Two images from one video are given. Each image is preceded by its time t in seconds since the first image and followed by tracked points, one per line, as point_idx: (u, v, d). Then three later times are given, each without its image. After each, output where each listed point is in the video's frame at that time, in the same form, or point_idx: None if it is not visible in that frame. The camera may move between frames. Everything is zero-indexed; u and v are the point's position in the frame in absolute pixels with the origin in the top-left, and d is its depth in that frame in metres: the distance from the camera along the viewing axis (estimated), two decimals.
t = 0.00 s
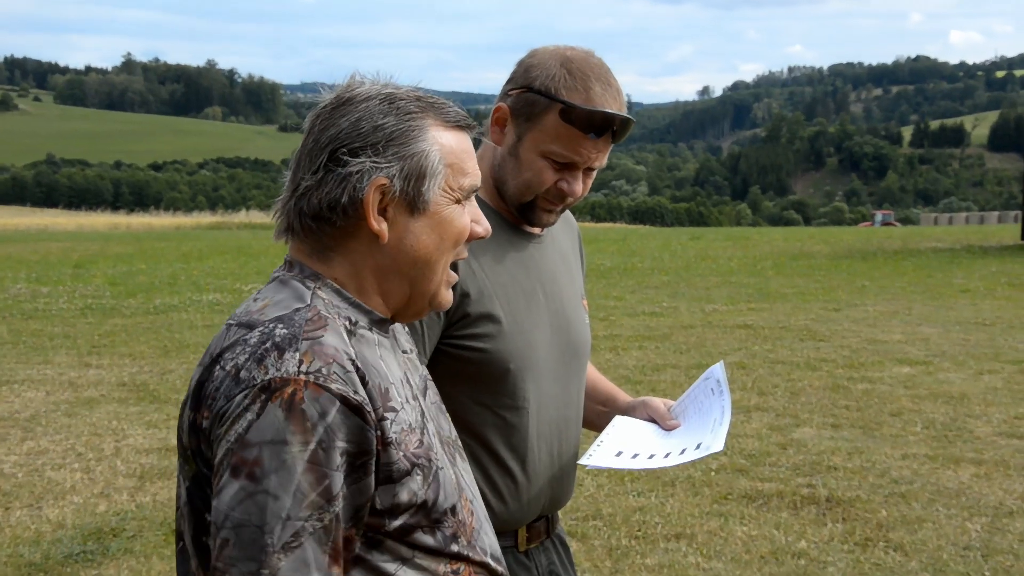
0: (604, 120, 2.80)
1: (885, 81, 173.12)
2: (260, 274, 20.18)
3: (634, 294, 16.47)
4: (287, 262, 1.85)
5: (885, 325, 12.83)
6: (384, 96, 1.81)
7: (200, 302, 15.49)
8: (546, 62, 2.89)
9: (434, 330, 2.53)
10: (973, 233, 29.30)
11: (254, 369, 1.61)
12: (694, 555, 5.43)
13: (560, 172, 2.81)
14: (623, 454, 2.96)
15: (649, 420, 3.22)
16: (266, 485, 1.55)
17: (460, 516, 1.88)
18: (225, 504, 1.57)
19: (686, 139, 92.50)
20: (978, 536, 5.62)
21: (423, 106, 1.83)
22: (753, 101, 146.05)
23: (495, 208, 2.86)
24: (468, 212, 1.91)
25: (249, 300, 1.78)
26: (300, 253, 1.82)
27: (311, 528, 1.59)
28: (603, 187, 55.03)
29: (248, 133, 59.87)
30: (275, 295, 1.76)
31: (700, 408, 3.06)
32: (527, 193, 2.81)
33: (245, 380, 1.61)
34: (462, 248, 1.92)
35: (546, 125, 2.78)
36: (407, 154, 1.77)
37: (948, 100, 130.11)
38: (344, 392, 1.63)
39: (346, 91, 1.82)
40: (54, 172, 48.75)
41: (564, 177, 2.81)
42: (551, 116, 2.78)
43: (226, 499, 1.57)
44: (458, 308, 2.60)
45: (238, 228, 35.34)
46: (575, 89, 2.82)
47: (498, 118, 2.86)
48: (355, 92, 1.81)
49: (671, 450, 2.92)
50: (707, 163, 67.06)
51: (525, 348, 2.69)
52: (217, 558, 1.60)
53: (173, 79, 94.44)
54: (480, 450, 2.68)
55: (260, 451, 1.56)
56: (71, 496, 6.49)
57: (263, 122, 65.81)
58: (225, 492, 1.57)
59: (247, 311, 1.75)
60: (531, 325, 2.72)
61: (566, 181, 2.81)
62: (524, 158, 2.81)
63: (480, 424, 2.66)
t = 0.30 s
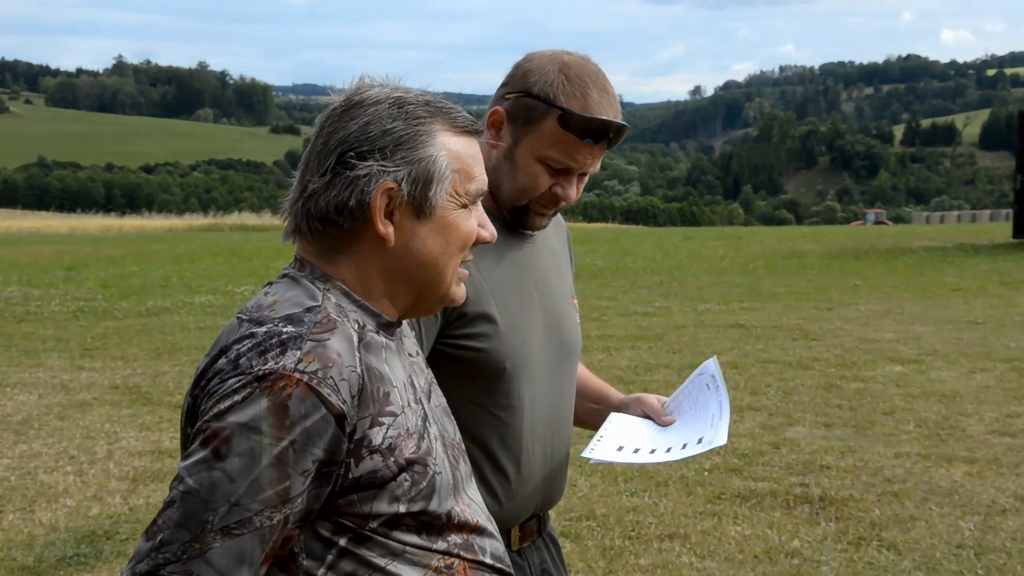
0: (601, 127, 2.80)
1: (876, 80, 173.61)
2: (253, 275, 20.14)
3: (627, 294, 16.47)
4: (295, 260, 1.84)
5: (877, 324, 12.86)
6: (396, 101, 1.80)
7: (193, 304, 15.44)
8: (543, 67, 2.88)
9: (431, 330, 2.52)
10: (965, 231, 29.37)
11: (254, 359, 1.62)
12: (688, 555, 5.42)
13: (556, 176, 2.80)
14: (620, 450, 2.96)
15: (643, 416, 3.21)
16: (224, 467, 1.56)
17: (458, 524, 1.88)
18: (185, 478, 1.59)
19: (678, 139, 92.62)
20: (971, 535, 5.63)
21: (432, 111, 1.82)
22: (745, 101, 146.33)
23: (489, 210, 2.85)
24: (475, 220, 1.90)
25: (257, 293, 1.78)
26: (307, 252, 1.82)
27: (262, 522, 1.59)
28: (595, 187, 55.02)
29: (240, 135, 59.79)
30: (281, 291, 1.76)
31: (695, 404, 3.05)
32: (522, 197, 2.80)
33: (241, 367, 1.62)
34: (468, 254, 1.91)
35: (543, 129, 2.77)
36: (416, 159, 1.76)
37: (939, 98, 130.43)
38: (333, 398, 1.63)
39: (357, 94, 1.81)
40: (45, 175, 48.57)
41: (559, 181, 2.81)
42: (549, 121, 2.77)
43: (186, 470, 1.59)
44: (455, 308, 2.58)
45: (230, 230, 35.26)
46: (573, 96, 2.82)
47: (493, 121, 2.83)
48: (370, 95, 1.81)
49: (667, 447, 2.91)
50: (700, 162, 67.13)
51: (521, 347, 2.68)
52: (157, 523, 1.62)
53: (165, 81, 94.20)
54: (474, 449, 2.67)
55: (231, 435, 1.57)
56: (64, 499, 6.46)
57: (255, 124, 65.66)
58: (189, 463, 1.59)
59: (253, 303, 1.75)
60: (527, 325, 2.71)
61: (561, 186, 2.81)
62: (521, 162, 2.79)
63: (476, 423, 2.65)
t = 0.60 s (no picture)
0: (607, 129, 2.80)
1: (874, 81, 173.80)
2: (251, 275, 20.13)
3: (625, 295, 16.48)
4: (291, 263, 1.84)
5: (875, 325, 12.87)
6: (400, 105, 1.80)
7: (191, 304, 15.43)
8: (549, 68, 2.88)
9: (434, 328, 2.51)
10: (963, 232, 29.39)
11: (230, 362, 1.63)
12: (685, 555, 5.42)
13: (559, 178, 2.81)
14: (620, 453, 2.96)
15: (641, 417, 3.21)
16: (191, 473, 1.57)
17: (441, 536, 1.87)
18: (154, 483, 1.60)
19: (677, 140, 92.69)
20: (969, 536, 5.63)
21: (436, 117, 1.82)
22: (745, 102, 146.44)
23: (491, 209, 2.84)
24: (474, 226, 1.90)
25: (247, 297, 1.79)
26: (304, 256, 1.82)
27: (228, 532, 1.60)
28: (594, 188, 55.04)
29: (239, 135, 59.80)
30: (272, 295, 1.76)
31: (694, 406, 3.06)
32: (526, 198, 2.80)
33: (217, 369, 1.63)
34: (467, 262, 1.90)
35: (548, 131, 2.76)
36: (418, 165, 1.76)
37: (938, 100, 130.61)
38: (306, 408, 1.62)
39: (360, 97, 1.81)
40: (44, 174, 48.50)
41: (563, 183, 2.81)
42: (555, 122, 2.77)
43: (156, 474, 1.60)
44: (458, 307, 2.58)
45: (228, 229, 35.23)
46: (579, 100, 2.82)
47: (498, 121, 2.82)
48: (377, 97, 1.81)
49: (665, 448, 2.92)
50: (698, 163, 67.15)
51: (523, 348, 2.68)
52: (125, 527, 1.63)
53: (163, 81, 94.19)
54: (475, 448, 2.67)
55: (202, 440, 1.57)
56: (62, 497, 6.46)
57: (253, 124, 65.60)
58: (160, 467, 1.60)
59: (242, 306, 1.76)
60: (529, 325, 2.71)
61: (564, 187, 2.81)
62: (525, 163, 2.78)
63: (475, 421, 2.65)
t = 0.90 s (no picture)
0: (620, 131, 2.80)
1: (880, 79, 173.43)
2: (256, 272, 20.16)
3: (631, 293, 16.47)
4: (293, 263, 1.84)
5: (880, 324, 12.85)
6: (403, 104, 1.80)
7: (197, 300, 15.46)
8: (562, 67, 2.87)
9: (442, 326, 2.51)
10: (969, 231, 29.31)
11: (225, 368, 1.62)
12: (690, 554, 5.42)
13: (572, 178, 2.80)
14: (625, 452, 2.96)
15: (648, 417, 3.21)
16: (190, 484, 1.57)
17: (436, 541, 1.88)
18: (155, 493, 1.61)
19: (682, 138, 92.57)
20: (974, 535, 5.62)
21: (440, 117, 1.82)
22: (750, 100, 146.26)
23: (501, 208, 2.84)
24: (479, 227, 1.90)
25: (244, 299, 1.78)
26: (306, 257, 1.82)
27: (229, 542, 1.60)
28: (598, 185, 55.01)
29: (245, 132, 59.91)
30: (270, 297, 1.76)
31: (700, 406, 3.05)
32: (538, 197, 2.80)
33: (210, 375, 1.62)
34: (471, 263, 1.91)
35: (563, 132, 2.76)
36: (421, 166, 1.76)
37: (945, 98, 130.26)
38: (301, 413, 1.61)
39: (362, 96, 1.81)
40: (50, 170, 48.58)
41: (575, 183, 2.82)
42: (569, 124, 2.77)
43: (156, 486, 1.60)
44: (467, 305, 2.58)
45: (233, 226, 35.28)
46: (593, 101, 2.82)
47: (511, 121, 2.82)
48: (381, 96, 1.81)
49: (671, 448, 2.92)
50: (703, 161, 67.06)
51: (530, 347, 2.68)
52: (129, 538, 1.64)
53: (169, 78, 94.33)
54: (481, 446, 2.67)
55: (199, 449, 1.57)
56: (67, 493, 6.48)
57: (259, 120, 65.66)
58: (159, 477, 1.60)
59: (238, 309, 1.76)
60: (536, 323, 2.71)
61: (576, 188, 2.82)
62: (537, 163, 2.78)
63: (483, 419, 2.64)
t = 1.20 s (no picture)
0: (633, 134, 2.81)
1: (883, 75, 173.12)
2: (258, 269, 20.17)
3: (633, 290, 16.46)
4: (306, 261, 1.84)
5: (883, 320, 12.84)
6: (416, 103, 1.80)
7: (199, 297, 15.48)
8: (574, 68, 2.86)
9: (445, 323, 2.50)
10: (972, 228, 29.26)
11: (256, 366, 1.61)
12: (693, 550, 5.43)
13: (583, 179, 2.82)
14: (628, 449, 2.96)
15: (651, 414, 3.21)
16: (233, 485, 1.55)
17: (444, 543, 1.88)
18: (192, 495, 1.58)
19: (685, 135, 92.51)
20: (977, 531, 5.62)
21: (455, 116, 1.82)
22: (753, 97, 146.07)
23: (509, 209, 2.84)
24: (493, 227, 1.90)
25: (265, 296, 1.77)
26: (320, 254, 1.82)
27: (271, 540, 1.59)
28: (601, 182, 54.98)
29: (248, 129, 59.94)
30: (291, 293, 1.75)
31: (704, 404, 3.06)
32: (550, 199, 2.81)
33: (244, 373, 1.60)
34: (484, 262, 1.91)
35: (576, 135, 2.76)
36: (436, 164, 1.76)
37: (948, 95, 130.00)
38: (340, 410, 1.62)
39: (376, 97, 1.81)
40: (53, 168, 48.62)
41: (586, 184, 2.83)
42: (583, 127, 2.77)
43: (194, 487, 1.58)
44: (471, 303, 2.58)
45: (236, 223, 35.31)
46: (607, 103, 2.82)
47: (522, 122, 2.80)
48: (394, 94, 1.82)
49: (675, 446, 2.92)
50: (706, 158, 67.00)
51: (536, 345, 2.68)
52: (165, 542, 1.61)
53: (172, 75, 94.40)
54: (487, 443, 2.66)
55: (241, 450, 1.55)
56: (70, 491, 6.48)
57: (262, 117, 65.71)
58: (194, 478, 1.58)
59: (260, 306, 1.74)
60: (542, 320, 2.71)
61: (588, 188, 2.83)
62: (550, 166, 2.78)
63: (489, 417, 2.64)
